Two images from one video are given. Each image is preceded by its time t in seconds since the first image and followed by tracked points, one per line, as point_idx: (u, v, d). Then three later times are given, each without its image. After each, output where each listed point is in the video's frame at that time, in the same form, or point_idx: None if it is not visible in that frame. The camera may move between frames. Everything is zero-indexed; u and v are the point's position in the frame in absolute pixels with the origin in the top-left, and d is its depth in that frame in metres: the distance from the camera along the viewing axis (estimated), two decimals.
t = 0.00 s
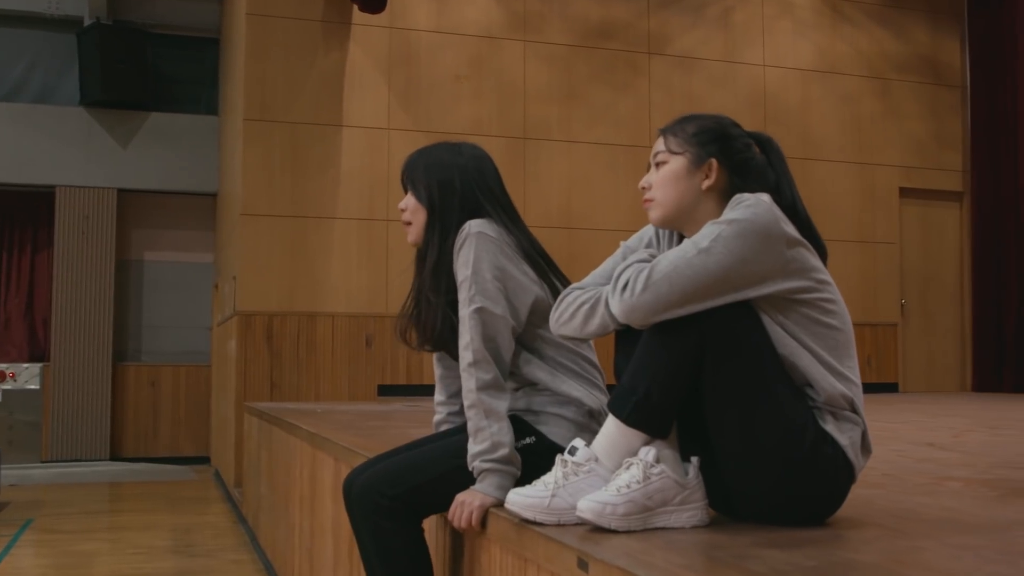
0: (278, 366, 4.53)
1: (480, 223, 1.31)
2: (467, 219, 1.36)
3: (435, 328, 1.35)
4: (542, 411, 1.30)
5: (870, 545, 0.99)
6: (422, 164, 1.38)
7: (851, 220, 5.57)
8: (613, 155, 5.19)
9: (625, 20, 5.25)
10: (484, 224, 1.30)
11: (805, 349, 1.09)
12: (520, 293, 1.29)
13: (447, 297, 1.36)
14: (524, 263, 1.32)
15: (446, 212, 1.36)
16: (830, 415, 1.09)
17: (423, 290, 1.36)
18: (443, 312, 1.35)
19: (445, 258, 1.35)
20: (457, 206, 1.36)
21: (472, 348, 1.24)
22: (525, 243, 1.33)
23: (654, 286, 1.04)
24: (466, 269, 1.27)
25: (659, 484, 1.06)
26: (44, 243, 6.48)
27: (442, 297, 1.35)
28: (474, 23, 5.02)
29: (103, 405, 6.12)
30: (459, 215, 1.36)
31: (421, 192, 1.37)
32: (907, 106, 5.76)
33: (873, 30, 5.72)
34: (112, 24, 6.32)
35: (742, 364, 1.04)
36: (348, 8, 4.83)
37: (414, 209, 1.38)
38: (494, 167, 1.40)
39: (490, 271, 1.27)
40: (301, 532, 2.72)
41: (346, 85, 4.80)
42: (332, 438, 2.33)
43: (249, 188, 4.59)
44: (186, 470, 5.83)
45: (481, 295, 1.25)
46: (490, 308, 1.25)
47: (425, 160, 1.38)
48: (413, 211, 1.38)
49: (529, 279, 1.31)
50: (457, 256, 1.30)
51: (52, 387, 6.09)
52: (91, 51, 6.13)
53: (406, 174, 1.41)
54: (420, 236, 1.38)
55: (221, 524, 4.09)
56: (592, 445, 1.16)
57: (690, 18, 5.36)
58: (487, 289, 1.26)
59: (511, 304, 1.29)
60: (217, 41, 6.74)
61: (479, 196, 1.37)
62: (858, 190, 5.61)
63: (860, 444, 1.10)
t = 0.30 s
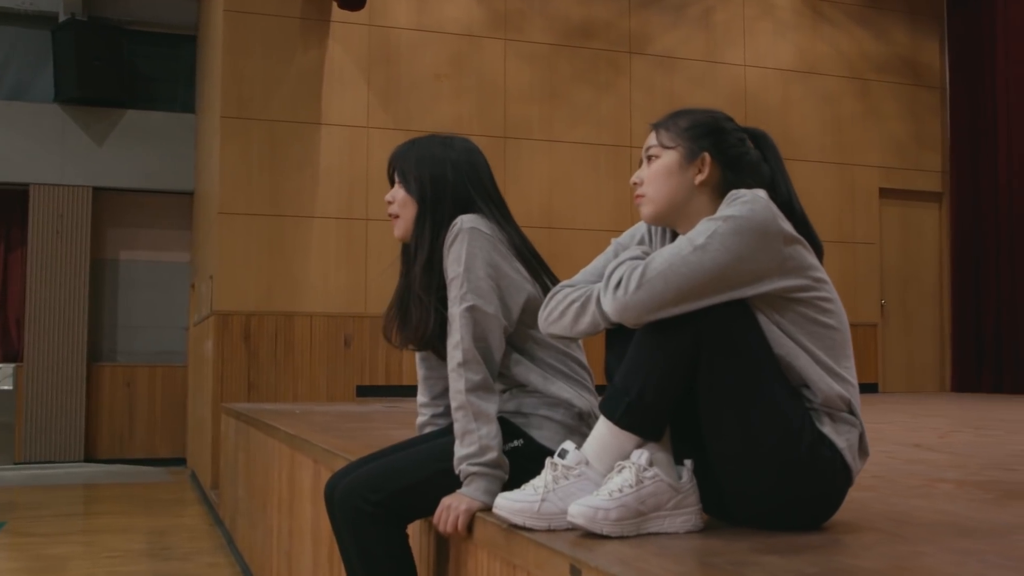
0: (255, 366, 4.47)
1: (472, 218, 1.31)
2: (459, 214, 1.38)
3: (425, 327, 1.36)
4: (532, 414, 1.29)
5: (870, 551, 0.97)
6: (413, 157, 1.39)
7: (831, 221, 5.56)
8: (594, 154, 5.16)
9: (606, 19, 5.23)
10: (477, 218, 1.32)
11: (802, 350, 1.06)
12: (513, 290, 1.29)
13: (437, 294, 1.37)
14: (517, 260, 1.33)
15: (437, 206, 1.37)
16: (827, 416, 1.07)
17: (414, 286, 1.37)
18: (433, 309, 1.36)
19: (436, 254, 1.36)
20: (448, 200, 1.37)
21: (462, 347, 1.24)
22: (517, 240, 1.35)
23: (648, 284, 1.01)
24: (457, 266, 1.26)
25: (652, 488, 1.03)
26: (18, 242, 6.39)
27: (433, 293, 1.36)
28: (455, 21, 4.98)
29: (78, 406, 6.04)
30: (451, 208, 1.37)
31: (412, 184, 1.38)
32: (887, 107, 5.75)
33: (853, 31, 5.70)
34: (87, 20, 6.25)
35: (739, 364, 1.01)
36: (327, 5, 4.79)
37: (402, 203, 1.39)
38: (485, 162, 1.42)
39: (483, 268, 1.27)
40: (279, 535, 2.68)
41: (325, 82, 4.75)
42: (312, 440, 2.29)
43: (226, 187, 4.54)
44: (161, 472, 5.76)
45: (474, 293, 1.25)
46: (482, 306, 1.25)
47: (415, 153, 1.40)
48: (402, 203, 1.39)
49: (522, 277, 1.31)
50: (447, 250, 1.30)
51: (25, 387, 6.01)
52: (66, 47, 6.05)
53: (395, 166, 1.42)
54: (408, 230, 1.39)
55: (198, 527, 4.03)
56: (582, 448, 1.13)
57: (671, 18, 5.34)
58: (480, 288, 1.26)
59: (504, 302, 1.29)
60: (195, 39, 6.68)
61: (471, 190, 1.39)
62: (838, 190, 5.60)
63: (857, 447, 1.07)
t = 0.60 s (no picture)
0: (230, 367, 4.42)
1: (455, 215, 1.29)
2: (440, 210, 1.35)
3: (406, 326, 1.33)
4: (516, 416, 1.26)
5: (868, 556, 0.94)
6: (393, 152, 1.36)
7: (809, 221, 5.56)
8: (572, 154, 5.14)
9: (584, 19, 5.20)
10: (460, 215, 1.29)
11: (795, 350, 1.03)
12: (497, 288, 1.27)
13: (418, 293, 1.34)
14: (501, 258, 1.30)
15: (419, 202, 1.34)
16: (820, 418, 1.04)
17: (395, 285, 1.34)
18: (414, 308, 1.33)
19: (418, 251, 1.33)
20: (429, 196, 1.34)
21: (446, 348, 1.21)
22: (501, 237, 1.32)
23: (638, 282, 0.99)
24: (441, 264, 1.24)
25: (642, 492, 1.00)
26: None
27: (414, 292, 1.33)
28: (433, 20, 4.95)
29: (49, 407, 5.96)
30: (433, 204, 1.34)
31: (393, 179, 1.35)
32: (864, 108, 5.75)
33: (831, 32, 5.70)
34: (59, 17, 6.18)
35: (731, 366, 0.98)
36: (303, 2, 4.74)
37: (381, 199, 1.36)
38: (468, 157, 1.39)
39: (467, 266, 1.24)
40: (254, 538, 2.63)
41: (301, 81, 4.70)
42: (288, 442, 2.25)
43: (200, 186, 4.48)
44: (134, 474, 5.69)
45: (458, 291, 1.23)
46: (466, 306, 1.23)
47: (395, 148, 1.37)
48: (381, 199, 1.36)
49: (506, 275, 1.28)
50: (430, 247, 1.27)
51: None
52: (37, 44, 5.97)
53: (375, 161, 1.39)
54: (388, 226, 1.36)
55: (172, 530, 3.98)
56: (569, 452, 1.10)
57: (650, 18, 5.32)
58: (465, 286, 1.23)
59: (488, 300, 1.27)
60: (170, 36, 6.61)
61: (453, 186, 1.36)
62: (816, 191, 5.59)
63: (851, 449, 1.05)
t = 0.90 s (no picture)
0: (206, 367, 4.37)
1: (436, 212, 1.26)
2: (420, 206, 1.32)
3: (386, 326, 1.29)
4: (502, 418, 1.23)
5: (867, 563, 0.92)
6: (371, 148, 1.33)
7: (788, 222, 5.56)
8: (551, 154, 5.12)
9: (564, 18, 5.18)
10: (442, 210, 1.26)
11: (790, 351, 1.01)
12: (481, 286, 1.25)
13: (399, 292, 1.31)
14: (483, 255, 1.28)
15: (398, 198, 1.31)
16: (816, 421, 1.02)
17: (375, 284, 1.31)
18: (395, 308, 1.30)
19: (398, 248, 1.30)
20: (409, 192, 1.31)
21: (430, 348, 1.18)
22: (483, 234, 1.29)
23: (630, 281, 0.96)
24: (422, 262, 1.21)
25: (635, 496, 0.97)
26: None
27: (394, 292, 1.30)
28: (411, 18, 4.91)
29: (21, 409, 5.88)
30: (413, 201, 1.31)
31: (371, 176, 1.32)
32: (843, 109, 5.75)
33: (811, 33, 5.69)
34: (33, 13, 6.10)
35: (726, 368, 0.95)
36: None
37: (360, 195, 1.33)
38: (447, 153, 1.36)
39: (450, 263, 1.21)
40: (231, 542, 2.60)
41: (279, 80, 4.66)
42: (266, 445, 2.21)
43: (176, 184, 4.43)
44: (108, 476, 5.62)
45: (441, 289, 1.20)
46: (450, 305, 1.20)
47: (373, 143, 1.34)
48: (358, 196, 1.33)
49: (489, 273, 1.26)
50: (412, 244, 1.24)
51: None
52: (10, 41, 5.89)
53: (352, 156, 1.36)
54: (367, 224, 1.33)
55: (147, 533, 3.93)
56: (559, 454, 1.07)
57: (630, 17, 5.30)
58: (448, 284, 1.20)
59: (471, 298, 1.24)
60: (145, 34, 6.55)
61: (433, 181, 1.33)
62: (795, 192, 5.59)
63: (847, 452, 1.03)
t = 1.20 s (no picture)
0: (187, 368, 4.31)
1: (426, 208, 1.23)
2: (408, 202, 1.28)
3: (373, 325, 1.26)
4: (495, 420, 1.21)
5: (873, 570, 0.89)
6: (356, 143, 1.30)
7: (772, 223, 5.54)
8: (535, 154, 5.09)
9: (548, 18, 5.15)
10: (431, 207, 1.23)
11: (793, 351, 0.98)
12: (472, 284, 1.22)
13: (387, 290, 1.27)
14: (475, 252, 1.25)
15: (384, 194, 1.28)
16: (819, 423, 0.99)
17: (362, 282, 1.27)
18: (383, 306, 1.26)
19: (385, 246, 1.27)
20: (396, 187, 1.28)
21: (420, 349, 1.15)
22: (473, 231, 1.26)
23: (630, 278, 0.93)
24: (412, 260, 1.18)
25: (634, 501, 0.95)
26: None
27: (382, 290, 1.27)
28: (395, 17, 4.88)
29: None
30: (400, 197, 1.28)
31: (357, 171, 1.29)
32: (828, 110, 5.74)
33: (795, 33, 5.67)
34: (11, 10, 6.03)
35: (728, 367, 0.92)
36: None
37: (346, 191, 1.30)
38: (435, 148, 1.33)
39: (440, 262, 1.18)
40: (213, 547, 2.55)
41: (261, 79, 4.61)
42: (248, 447, 2.17)
43: (157, 182, 4.38)
44: (87, 478, 5.56)
45: (431, 288, 1.17)
46: (441, 304, 1.17)
47: (358, 139, 1.31)
48: (344, 192, 1.30)
49: (480, 271, 1.23)
50: (402, 242, 1.21)
51: None
52: None
53: (338, 152, 1.33)
54: (353, 221, 1.30)
55: (126, 536, 3.88)
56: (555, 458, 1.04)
57: (614, 17, 5.27)
58: (439, 283, 1.17)
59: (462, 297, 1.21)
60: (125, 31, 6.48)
61: (421, 177, 1.30)
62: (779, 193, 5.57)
63: (851, 456, 1.00)
